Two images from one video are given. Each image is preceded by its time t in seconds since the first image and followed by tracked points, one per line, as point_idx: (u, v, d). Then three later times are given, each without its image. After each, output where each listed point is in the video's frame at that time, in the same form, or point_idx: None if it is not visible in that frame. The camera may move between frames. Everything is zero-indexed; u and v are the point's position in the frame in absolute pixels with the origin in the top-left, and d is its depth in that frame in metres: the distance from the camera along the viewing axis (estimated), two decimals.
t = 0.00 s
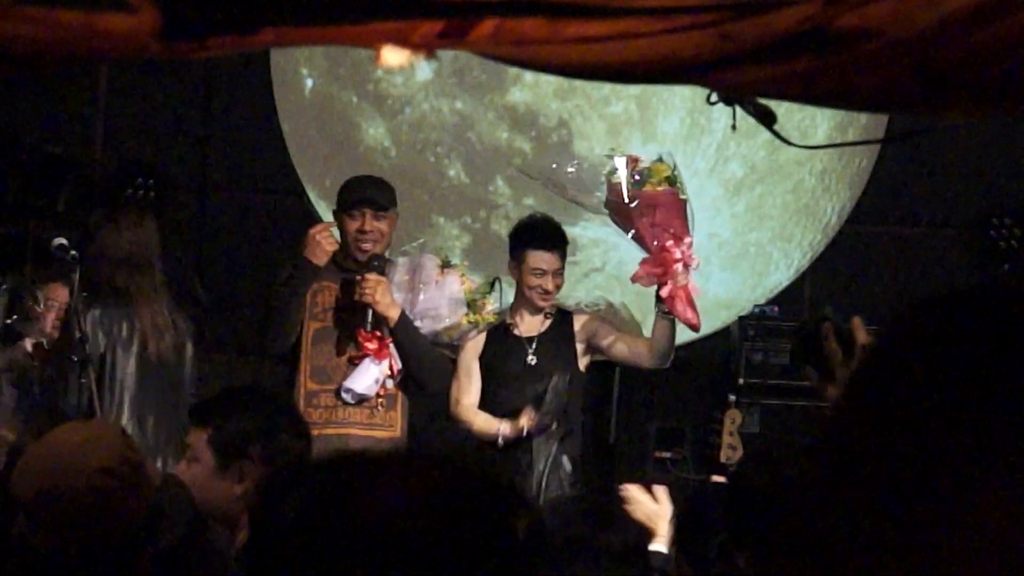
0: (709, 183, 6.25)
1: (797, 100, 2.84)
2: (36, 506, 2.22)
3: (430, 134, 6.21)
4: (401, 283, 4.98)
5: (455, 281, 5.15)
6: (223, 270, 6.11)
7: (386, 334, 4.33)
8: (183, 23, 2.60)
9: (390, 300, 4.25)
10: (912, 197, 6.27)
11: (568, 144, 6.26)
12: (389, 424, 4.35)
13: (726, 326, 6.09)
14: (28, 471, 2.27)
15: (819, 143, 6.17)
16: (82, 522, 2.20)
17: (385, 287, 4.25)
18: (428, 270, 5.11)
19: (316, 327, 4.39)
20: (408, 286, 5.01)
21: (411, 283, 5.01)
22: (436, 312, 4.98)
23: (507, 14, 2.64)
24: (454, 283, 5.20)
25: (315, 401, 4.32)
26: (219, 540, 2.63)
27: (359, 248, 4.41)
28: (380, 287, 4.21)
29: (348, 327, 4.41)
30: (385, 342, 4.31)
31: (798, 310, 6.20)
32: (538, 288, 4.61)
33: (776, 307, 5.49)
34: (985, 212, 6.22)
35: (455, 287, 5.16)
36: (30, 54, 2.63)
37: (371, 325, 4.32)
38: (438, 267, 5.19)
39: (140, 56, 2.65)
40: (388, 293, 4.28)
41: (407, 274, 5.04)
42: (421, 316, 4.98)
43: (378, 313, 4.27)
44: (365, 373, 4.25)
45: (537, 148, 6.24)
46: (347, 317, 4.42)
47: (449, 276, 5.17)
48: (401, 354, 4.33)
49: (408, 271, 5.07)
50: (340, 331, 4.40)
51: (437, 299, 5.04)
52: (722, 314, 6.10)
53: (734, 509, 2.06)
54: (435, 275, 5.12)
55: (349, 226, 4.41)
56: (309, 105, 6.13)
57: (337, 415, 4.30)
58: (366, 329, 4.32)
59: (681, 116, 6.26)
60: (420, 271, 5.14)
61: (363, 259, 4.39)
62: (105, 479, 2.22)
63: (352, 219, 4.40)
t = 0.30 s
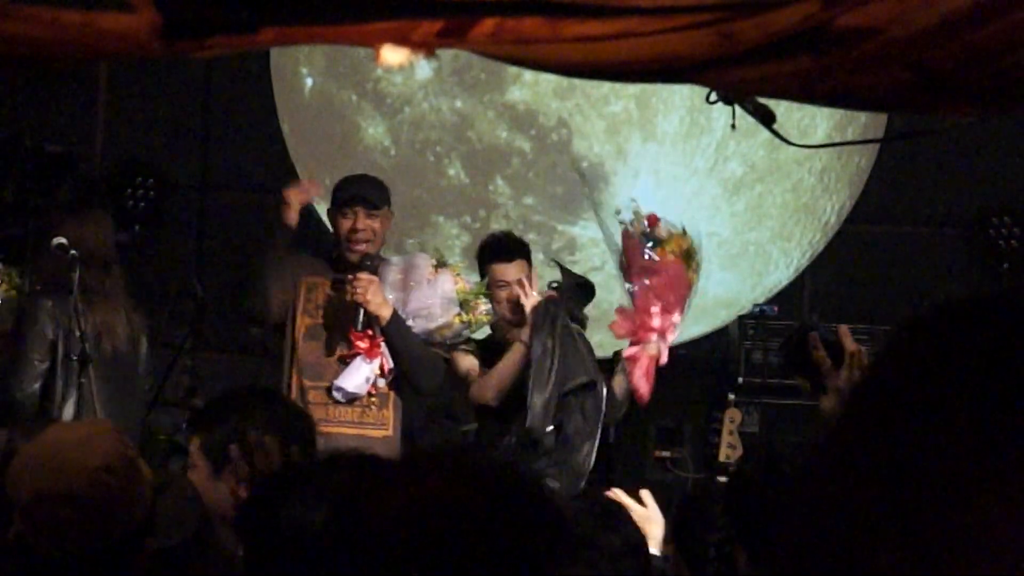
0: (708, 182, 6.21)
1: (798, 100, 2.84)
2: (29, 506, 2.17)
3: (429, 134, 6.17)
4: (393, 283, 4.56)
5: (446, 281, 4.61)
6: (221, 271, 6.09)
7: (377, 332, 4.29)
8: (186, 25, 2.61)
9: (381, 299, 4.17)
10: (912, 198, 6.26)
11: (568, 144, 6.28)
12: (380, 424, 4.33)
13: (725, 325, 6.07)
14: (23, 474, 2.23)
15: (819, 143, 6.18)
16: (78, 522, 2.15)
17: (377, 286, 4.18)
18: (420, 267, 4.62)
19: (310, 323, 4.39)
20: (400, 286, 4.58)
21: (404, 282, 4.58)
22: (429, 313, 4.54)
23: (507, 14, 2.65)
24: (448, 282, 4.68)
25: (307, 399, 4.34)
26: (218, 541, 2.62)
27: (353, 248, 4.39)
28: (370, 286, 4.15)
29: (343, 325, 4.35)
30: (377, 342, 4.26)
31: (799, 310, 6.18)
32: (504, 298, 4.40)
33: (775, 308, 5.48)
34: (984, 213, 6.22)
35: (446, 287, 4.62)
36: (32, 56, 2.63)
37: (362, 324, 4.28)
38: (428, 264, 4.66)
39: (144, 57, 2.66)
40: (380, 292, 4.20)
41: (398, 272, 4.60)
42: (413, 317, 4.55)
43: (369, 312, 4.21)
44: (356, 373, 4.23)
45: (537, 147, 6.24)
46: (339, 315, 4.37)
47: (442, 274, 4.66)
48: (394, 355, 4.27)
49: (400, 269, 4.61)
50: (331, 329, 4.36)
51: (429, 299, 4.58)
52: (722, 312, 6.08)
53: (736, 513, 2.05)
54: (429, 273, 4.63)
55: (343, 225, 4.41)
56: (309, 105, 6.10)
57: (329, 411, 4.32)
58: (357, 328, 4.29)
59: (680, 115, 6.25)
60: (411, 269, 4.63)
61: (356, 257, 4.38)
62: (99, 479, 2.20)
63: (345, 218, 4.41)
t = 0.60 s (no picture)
0: (708, 182, 6.21)
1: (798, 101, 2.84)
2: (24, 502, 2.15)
3: (429, 133, 6.15)
4: (387, 283, 4.60)
5: (441, 281, 4.63)
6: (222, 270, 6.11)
7: (369, 332, 4.32)
8: (186, 23, 2.61)
9: (373, 298, 4.18)
10: (913, 198, 6.25)
11: (568, 143, 6.27)
12: (370, 422, 4.36)
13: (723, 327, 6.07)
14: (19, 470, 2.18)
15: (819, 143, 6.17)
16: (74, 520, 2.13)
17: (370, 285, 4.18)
18: (414, 267, 4.64)
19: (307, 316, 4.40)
20: (394, 286, 4.62)
21: (399, 282, 4.61)
22: (422, 312, 4.54)
23: (507, 14, 2.65)
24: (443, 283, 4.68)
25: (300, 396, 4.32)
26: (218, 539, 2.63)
27: (347, 246, 4.42)
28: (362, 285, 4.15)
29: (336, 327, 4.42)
30: (370, 340, 4.28)
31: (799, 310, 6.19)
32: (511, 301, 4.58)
33: (775, 308, 5.48)
34: (985, 213, 6.22)
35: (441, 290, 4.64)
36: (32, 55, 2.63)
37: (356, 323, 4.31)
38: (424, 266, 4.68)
39: (145, 56, 2.65)
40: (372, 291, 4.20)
41: (392, 273, 4.63)
42: (407, 316, 4.55)
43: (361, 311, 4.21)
44: (347, 370, 4.22)
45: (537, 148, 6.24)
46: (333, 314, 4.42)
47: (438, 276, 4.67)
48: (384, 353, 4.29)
49: (395, 269, 4.65)
50: (327, 328, 4.42)
51: (423, 299, 4.58)
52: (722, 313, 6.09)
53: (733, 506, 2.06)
54: (423, 274, 4.64)
55: (337, 224, 4.44)
56: (309, 105, 6.07)
57: (321, 408, 4.31)
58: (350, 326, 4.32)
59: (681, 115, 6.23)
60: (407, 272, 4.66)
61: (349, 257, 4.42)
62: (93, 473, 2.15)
63: (339, 217, 4.42)
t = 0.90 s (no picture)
0: (708, 183, 6.21)
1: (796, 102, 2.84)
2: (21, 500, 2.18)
3: (429, 134, 6.14)
4: (384, 283, 4.54)
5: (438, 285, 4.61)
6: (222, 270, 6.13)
7: (363, 332, 4.30)
8: (186, 24, 2.61)
9: (366, 299, 4.16)
10: (914, 198, 6.24)
11: (569, 143, 6.23)
12: (362, 423, 4.35)
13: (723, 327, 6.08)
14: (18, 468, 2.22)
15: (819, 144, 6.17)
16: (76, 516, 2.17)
17: (363, 287, 4.16)
18: (410, 268, 4.58)
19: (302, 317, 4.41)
20: (389, 287, 4.55)
21: (395, 284, 4.55)
22: (416, 317, 4.52)
23: (506, 15, 2.65)
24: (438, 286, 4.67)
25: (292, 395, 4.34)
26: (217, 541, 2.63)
27: (344, 246, 4.44)
28: (355, 286, 4.13)
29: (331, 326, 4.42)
30: (362, 340, 4.26)
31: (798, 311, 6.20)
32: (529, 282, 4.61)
33: (775, 309, 5.49)
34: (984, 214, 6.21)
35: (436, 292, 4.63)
36: (32, 56, 2.63)
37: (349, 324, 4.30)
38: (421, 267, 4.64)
39: (144, 57, 2.65)
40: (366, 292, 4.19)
41: (389, 273, 4.55)
42: (400, 319, 4.53)
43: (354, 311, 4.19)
44: (338, 371, 4.22)
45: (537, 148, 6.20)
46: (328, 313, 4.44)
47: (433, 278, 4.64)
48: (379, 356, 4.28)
49: (393, 270, 4.57)
50: (321, 329, 4.43)
51: (418, 302, 4.56)
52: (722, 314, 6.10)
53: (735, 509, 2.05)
54: (419, 276, 4.60)
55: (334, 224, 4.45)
56: (309, 105, 6.07)
57: (313, 408, 4.31)
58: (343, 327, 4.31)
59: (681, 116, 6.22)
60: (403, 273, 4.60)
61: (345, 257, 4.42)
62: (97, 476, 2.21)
63: (337, 218, 4.45)
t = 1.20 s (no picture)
0: (708, 184, 6.20)
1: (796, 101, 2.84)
2: (17, 503, 2.13)
3: (430, 135, 6.13)
4: (372, 281, 4.54)
5: (426, 281, 4.62)
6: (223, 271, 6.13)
7: (354, 331, 4.32)
8: (186, 24, 2.61)
9: (356, 298, 4.12)
10: (914, 198, 6.24)
11: (568, 144, 6.23)
12: (359, 423, 4.40)
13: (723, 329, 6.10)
14: (15, 471, 2.17)
15: (819, 143, 6.18)
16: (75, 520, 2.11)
17: (351, 285, 4.12)
18: (397, 265, 4.60)
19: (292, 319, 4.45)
20: (378, 285, 4.55)
21: (383, 281, 4.56)
22: (407, 312, 4.51)
23: (508, 15, 2.64)
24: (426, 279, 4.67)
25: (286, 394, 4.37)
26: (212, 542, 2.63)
27: (332, 236, 4.47)
28: (343, 285, 4.09)
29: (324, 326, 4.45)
30: (354, 339, 4.28)
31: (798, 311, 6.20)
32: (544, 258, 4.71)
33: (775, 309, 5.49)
34: (984, 214, 6.21)
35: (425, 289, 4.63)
36: (30, 56, 2.63)
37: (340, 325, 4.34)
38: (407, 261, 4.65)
39: (143, 56, 2.65)
40: (355, 291, 4.15)
41: (377, 270, 4.58)
42: (391, 315, 4.52)
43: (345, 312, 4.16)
44: (332, 371, 4.22)
45: (537, 148, 6.19)
46: (318, 312, 4.47)
47: (422, 271, 4.65)
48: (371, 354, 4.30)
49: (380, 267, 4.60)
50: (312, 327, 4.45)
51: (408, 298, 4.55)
52: (722, 314, 6.11)
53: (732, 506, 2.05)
54: (406, 271, 4.62)
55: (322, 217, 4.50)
56: (309, 106, 6.07)
57: (310, 409, 4.33)
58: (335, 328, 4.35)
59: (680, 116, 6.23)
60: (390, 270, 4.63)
61: (334, 250, 4.47)
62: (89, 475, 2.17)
63: (324, 210, 4.50)
